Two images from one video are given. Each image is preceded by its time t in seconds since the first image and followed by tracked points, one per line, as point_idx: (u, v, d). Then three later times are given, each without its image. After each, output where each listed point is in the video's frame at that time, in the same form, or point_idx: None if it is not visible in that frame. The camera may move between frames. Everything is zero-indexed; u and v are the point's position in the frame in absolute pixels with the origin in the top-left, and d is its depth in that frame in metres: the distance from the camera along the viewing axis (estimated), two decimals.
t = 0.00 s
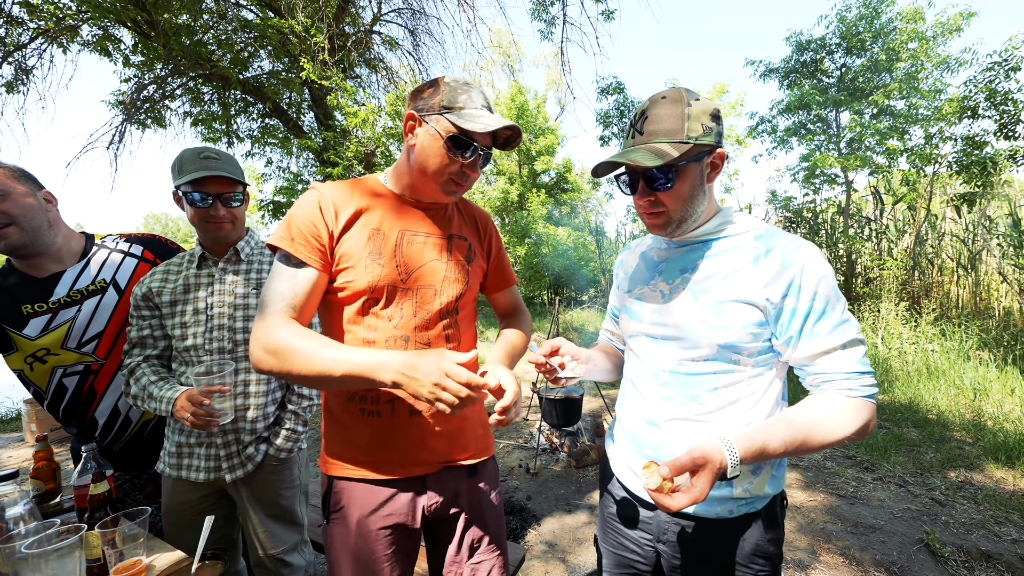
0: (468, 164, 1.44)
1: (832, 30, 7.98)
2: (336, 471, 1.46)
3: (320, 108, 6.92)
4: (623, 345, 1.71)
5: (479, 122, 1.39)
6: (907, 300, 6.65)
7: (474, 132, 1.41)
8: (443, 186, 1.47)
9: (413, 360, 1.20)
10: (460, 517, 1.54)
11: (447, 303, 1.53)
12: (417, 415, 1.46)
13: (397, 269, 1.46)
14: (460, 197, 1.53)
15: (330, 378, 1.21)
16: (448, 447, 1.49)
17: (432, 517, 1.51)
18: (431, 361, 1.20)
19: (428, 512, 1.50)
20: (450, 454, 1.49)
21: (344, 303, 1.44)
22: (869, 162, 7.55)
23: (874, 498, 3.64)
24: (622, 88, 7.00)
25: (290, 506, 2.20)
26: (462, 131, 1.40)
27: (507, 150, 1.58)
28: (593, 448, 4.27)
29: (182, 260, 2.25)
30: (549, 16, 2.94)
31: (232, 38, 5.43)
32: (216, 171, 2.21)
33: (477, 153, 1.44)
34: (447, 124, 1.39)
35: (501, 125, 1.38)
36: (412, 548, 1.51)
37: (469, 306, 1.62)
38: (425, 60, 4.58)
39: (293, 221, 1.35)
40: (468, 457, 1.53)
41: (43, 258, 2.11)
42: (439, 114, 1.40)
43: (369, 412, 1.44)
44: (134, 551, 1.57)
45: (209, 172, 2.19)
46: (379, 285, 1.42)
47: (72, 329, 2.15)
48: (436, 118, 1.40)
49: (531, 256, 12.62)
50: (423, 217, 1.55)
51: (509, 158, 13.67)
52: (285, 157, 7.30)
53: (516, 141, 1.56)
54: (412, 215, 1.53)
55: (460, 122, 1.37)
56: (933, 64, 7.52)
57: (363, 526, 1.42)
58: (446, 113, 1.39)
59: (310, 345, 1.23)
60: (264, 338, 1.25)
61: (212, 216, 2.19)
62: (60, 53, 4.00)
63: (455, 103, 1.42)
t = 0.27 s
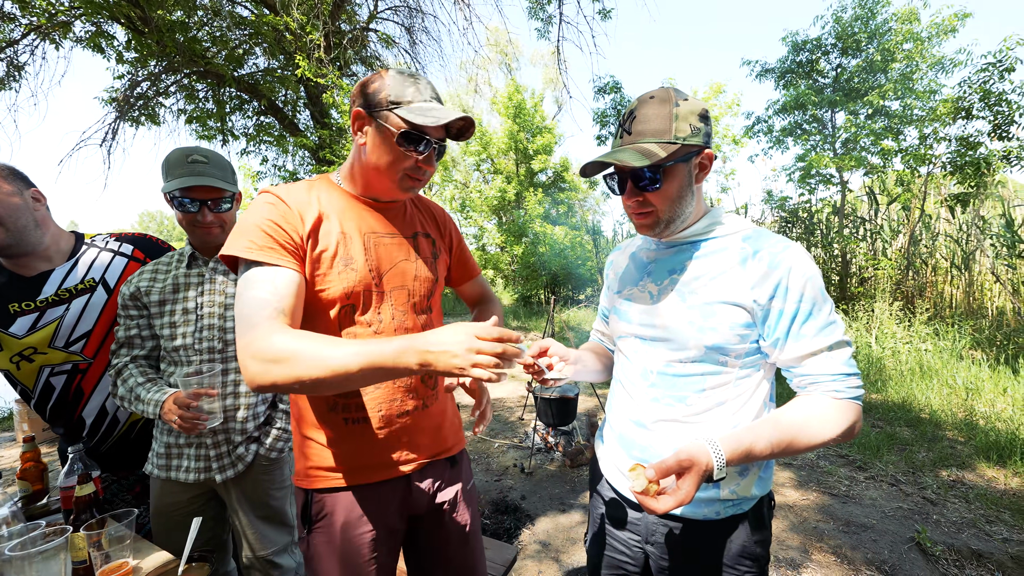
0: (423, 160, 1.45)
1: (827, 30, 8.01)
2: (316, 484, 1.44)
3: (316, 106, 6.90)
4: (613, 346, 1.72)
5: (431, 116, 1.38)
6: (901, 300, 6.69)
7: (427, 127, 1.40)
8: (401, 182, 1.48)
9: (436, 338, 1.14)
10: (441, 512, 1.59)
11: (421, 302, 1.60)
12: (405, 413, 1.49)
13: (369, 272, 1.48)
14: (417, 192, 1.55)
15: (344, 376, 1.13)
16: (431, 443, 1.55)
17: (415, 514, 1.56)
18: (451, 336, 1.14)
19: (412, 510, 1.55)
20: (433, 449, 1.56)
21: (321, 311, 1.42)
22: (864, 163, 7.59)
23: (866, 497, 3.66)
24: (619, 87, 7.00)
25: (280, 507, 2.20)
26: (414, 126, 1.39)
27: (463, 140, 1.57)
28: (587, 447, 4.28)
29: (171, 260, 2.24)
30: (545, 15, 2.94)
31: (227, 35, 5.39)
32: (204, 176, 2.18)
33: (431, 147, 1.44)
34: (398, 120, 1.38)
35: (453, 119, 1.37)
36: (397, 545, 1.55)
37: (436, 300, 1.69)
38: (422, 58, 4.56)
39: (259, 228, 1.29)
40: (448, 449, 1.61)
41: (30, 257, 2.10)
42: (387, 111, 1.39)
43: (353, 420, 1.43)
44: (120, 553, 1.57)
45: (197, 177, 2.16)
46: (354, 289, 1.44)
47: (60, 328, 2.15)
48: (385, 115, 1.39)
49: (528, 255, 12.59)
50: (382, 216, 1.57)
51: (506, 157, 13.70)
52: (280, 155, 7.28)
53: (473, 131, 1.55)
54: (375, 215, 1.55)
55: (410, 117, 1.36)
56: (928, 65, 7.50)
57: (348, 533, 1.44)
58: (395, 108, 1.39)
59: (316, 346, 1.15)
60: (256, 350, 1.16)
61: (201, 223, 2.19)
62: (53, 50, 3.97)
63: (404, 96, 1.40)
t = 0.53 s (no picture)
0: (397, 152, 1.51)
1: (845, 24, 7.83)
2: (308, 486, 1.49)
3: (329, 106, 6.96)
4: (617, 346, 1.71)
5: (401, 108, 1.45)
6: (921, 301, 6.53)
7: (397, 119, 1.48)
8: (377, 178, 1.54)
9: (427, 349, 1.19)
10: (433, 511, 1.66)
11: (405, 299, 1.65)
12: (396, 412, 1.56)
13: (353, 272, 1.53)
14: (395, 186, 1.61)
15: (335, 386, 1.17)
16: (421, 441, 1.62)
17: (407, 512, 1.63)
18: (443, 347, 1.20)
19: (404, 507, 1.62)
20: (423, 446, 1.63)
21: (306, 314, 1.45)
22: (883, 160, 7.41)
23: (882, 503, 3.57)
24: (631, 85, 6.93)
25: (287, 503, 2.23)
26: (385, 118, 1.47)
27: (435, 131, 1.67)
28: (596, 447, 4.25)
29: (185, 259, 2.27)
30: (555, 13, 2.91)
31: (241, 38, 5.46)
32: (213, 180, 2.42)
33: (404, 140, 1.51)
34: (367, 115, 1.46)
35: (422, 108, 1.45)
36: (389, 542, 1.61)
37: (421, 297, 1.76)
38: (432, 58, 4.56)
39: (236, 236, 1.30)
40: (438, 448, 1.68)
41: (53, 255, 2.19)
42: (356, 106, 1.46)
43: (344, 422, 1.48)
44: (133, 544, 1.60)
45: (207, 181, 2.40)
46: (338, 290, 1.49)
47: (76, 323, 2.20)
48: (356, 110, 1.46)
49: (538, 254, 12.55)
50: (360, 216, 1.62)
51: (517, 157, 13.73)
52: (293, 155, 7.37)
53: (442, 121, 1.64)
54: (352, 216, 1.60)
55: (380, 110, 1.44)
56: (951, 59, 7.38)
57: (342, 532, 1.50)
58: (364, 104, 1.45)
59: (305, 358, 1.19)
60: (244, 361, 1.19)
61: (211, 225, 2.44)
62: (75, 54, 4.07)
63: (371, 91, 1.47)
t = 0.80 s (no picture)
0: (398, 153, 1.56)
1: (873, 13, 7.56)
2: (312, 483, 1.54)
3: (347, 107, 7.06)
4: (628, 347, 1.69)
5: (402, 110, 1.50)
6: (954, 299, 6.27)
7: (397, 120, 1.52)
8: (380, 178, 1.58)
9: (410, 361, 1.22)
10: (438, 508, 1.67)
11: (405, 298, 1.66)
12: (397, 409, 1.56)
13: (352, 271, 1.55)
14: (396, 184, 1.65)
15: (322, 390, 1.23)
16: (422, 438, 1.63)
17: (411, 508, 1.65)
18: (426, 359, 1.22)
19: (407, 503, 1.63)
20: (425, 443, 1.63)
21: (306, 313, 1.49)
22: (914, 153, 7.13)
23: (910, 510, 3.44)
24: (649, 80, 6.83)
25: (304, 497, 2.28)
26: (387, 121, 1.50)
27: (433, 129, 1.71)
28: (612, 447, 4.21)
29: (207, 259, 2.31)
30: (570, 8, 2.88)
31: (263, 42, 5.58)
32: (233, 184, 2.50)
33: (404, 140, 1.56)
34: (368, 117, 1.48)
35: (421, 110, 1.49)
36: (393, 538, 1.63)
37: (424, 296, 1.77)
38: (447, 57, 4.58)
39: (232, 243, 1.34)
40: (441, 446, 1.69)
41: (85, 253, 2.28)
42: (357, 109, 1.48)
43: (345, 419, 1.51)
44: (159, 533, 1.65)
45: (226, 185, 2.48)
46: (337, 289, 1.51)
47: (102, 319, 2.28)
48: (357, 114, 1.48)
49: (554, 252, 12.47)
50: (362, 216, 1.65)
51: (533, 155, 13.75)
52: (313, 155, 7.51)
53: (439, 120, 1.67)
54: (353, 216, 1.62)
55: (381, 114, 1.47)
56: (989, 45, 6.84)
57: (345, 527, 1.53)
58: (365, 107, 1.48)
59: (292, 364, 1.24)
60: (238, 364, 1.25)
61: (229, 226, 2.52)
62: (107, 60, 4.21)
63: (373, 93, 1.50)
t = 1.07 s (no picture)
0: (394, 148, 1.58)
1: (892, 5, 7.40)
2: (314, 478, 1.59)
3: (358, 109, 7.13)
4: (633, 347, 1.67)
5: (396, 104, 1.53)
6: (976, 299, 6.10)
7: (391, 115, 1.54)
8: (380, 174, 1.60)
9: (373, 363, 1.21)
10: (440, 509, 1.67)
11: (403, 296, 1.64)
12: (395, 407, 1.58)
13: (349, 269, 1.56)
14: (396, 181, 1.66)
15: (295, 387, 1.26)
16: (422, 437, 1.62)
17: (413, 508, 1.65)
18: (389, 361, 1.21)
19: (407, 502, 1.64)
20: (425, 442, 1.63)
21: (305, 310, 1.54)
22: (935, 148, 6.95)
23: (928, 515, 3.35)
24: (660, 78, 6.78)
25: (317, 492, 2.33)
26: (383, 116, 1.53)
27: (429, 122, 1.72)
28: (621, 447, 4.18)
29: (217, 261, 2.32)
30: (580, 7, 2.87)
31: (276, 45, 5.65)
32: (239, 187, 2.53)
33: (401, 136, 1.58)
34: (364, 115, 1.52)
35: (412, 101, 1.52)
36: (396, 538, 1.64)
37: (427, 293, 1.75)
38: (457, 57, 4.59)
39: (230, 241, 1.41)
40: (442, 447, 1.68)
41: (105, 253, 2.35)
42: (353, 108, 1.51)
43: (343, 416, 1.55)
44: (173, 528, 1.66)
45: (232, 188, 2.52)
46: (332, 287, 1.53)
47: (119, 317, 2.33)
48: (352, 112, 1.51)
49: (564, 251, 12.42)
50: (364, 215, 1.66)
51: (542, 154, 13.84)
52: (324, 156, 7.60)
53: (433, 112, 1.69)
54: (353, 215, 1.64)
55: (376, 109, 1.50)
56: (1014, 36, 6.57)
57: (346, 523, 1.56)
58: (360, 104, 1.51)
59: (270, 360, 1.29)
60: (227, 357, 1.33)
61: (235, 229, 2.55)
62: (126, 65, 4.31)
63: (367, 91, 1.53)
